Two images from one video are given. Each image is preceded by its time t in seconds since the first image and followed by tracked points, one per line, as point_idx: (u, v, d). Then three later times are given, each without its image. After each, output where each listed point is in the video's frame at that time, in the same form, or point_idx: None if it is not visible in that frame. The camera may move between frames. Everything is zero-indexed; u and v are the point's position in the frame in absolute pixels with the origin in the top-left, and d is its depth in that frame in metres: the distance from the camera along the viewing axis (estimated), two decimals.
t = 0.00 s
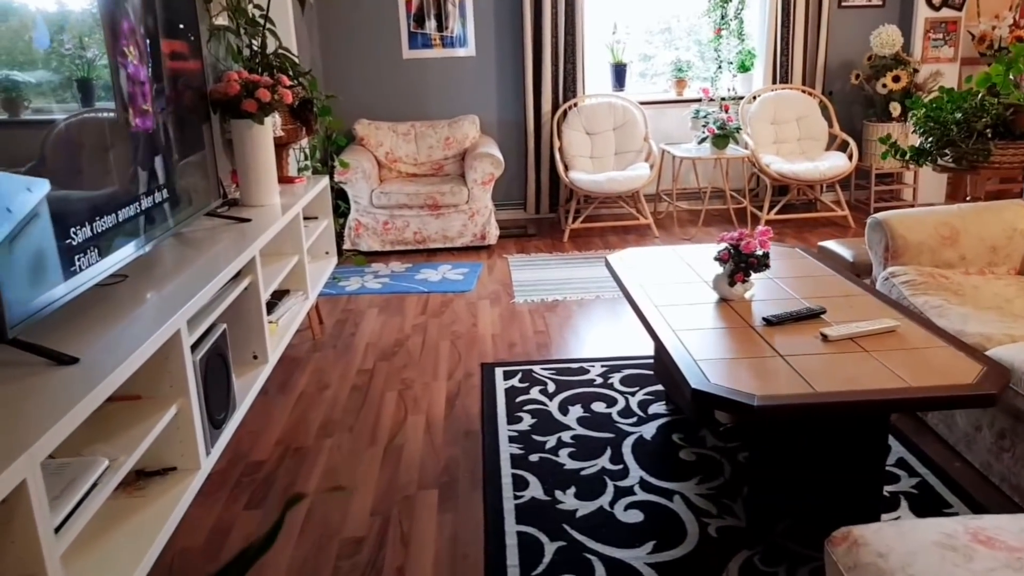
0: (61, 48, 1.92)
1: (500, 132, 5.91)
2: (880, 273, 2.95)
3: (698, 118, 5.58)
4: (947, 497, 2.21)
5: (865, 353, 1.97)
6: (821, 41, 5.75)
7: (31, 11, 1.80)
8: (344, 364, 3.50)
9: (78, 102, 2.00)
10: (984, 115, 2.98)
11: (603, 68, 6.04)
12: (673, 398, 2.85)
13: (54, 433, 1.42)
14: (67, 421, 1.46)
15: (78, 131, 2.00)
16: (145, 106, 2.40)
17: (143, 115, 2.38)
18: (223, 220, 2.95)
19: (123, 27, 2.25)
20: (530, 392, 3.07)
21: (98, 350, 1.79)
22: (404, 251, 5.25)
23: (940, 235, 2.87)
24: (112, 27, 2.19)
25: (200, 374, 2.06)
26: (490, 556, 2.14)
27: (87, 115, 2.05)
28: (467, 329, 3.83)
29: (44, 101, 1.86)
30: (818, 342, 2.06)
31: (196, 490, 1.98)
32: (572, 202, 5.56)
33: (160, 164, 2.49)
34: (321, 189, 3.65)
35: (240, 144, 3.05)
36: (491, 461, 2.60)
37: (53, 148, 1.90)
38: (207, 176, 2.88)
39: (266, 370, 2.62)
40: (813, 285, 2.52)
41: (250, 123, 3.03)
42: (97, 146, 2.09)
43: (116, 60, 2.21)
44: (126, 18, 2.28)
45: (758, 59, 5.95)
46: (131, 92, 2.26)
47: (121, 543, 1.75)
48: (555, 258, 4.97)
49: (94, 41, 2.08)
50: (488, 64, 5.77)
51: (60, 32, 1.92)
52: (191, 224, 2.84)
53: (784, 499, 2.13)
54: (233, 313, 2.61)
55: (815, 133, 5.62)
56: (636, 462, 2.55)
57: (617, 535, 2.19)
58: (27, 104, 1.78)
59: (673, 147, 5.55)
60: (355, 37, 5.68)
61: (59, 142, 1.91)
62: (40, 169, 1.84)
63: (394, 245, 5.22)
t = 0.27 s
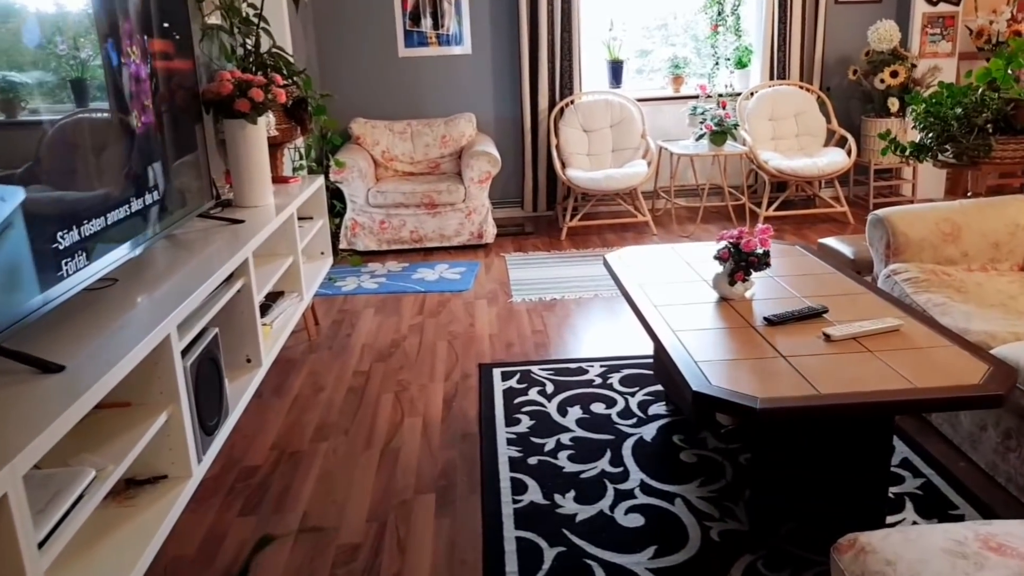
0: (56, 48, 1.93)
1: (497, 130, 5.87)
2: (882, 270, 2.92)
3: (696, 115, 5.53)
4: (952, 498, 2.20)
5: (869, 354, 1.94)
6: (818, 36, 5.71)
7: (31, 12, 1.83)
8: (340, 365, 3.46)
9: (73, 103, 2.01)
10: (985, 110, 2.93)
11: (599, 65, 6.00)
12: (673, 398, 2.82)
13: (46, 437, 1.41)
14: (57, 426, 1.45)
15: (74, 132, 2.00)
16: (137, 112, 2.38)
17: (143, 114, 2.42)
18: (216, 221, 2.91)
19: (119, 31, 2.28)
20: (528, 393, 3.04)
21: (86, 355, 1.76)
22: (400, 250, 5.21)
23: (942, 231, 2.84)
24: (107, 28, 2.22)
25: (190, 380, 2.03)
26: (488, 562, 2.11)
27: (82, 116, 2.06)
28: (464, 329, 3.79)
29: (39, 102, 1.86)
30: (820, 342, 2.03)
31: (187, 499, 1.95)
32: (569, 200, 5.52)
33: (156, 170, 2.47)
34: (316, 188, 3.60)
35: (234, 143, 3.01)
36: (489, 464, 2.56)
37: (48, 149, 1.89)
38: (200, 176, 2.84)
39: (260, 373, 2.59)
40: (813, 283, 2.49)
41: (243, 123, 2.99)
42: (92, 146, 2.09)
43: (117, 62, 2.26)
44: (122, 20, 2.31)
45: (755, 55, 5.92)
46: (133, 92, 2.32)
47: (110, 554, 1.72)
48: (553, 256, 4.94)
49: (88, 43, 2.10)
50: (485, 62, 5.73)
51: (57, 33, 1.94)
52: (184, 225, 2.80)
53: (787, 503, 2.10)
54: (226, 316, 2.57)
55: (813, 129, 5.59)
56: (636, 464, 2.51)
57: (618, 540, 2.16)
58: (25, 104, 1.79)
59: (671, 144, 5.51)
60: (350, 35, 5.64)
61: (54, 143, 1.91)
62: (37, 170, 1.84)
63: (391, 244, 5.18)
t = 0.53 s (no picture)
0: (50, 51, 1.94)
1: (493, 130, 5.84)
2: (881, 268, 2.88)
3: (692, 113, 5.51)
4: (953, 498, 2.17)
5: (868, 353, 1.91)
6: (816, 32, 5.68)
7: (29, 16, 1.85)
8: (335, 367, 3.42)
9: (66, 105, 2.01)
10: (984, 105, 2.90)
11: (595, 63, 5.97)
12: (670, 399, 2.79)
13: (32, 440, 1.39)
14: (42, 432, 1.43)
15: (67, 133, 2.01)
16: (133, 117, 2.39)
17: (144, 121, 2.46)
18: (208, 223, 2.87)
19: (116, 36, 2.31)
20: (524, 394, 3.01)
21: (73, 361, 1.72)
22: (396, 251, 5.18)
23: (941, 228, 2.81)
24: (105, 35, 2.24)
25: (180, 385, 2.00)
26: (483, 566, 2.07)
27: (74, 118, 2.06)
28: (460, 330, 3.76)
29: (35, 105, 1.87)
30: (819, 342, 2.00)
31: (177, 506, 1.92)
32: (566, 199, 5.49)
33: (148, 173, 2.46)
34: (310, 189, 3.57)
35: (225, 144, 2.97)
36: (484, 466, 2.53)
37: (41, 151, 1.90)
38: (192, 178, 2.80)
39: (252, 376, 2.55)
40: (812, 282, 2.46)
41: (234, 124, 2.95)
42: (84, 147, 2.10)
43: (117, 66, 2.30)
44: (121, 28, 2.36)
45: (752, 52, 5.88)
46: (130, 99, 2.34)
47: (98, 562, 1.69)
48: (550, 256, 4.90)
49: (82, 45, 2.11)
50: (480, 61, 5.69)
51: (53, 38, 1.96)
52: (175, 228, 2.77)
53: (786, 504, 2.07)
54: (216, 319, 2.54)
55: (811, 125, 5.56)
56: (633, 465, 2.48)
57: (614, 543, 2.13)
58: (22, 108, 1.81)
59: (667, 142, 5.48)
60: (344, 35, 5.60)
61: (48, 146, 1.92)
62: (32, 172, 1.85)
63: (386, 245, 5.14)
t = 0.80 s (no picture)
0: (54, 49, 1.93)
1: (493, 130, 5.79)
2: (884, 272, 2.84)
3: (694, 114, 5.46)
4: (958, 510, 2.14)
5: (870, 362, 1.86)
6: (819, 32, 5.63)
7: (35, 16, 1.84)
8: (331, 368, 3.38)
9: (69, 104, 1.99)
10: (991, 108, 2.86)
11: (596, 63, 5.92)
12: (668, 405, 2.74)
13: (13, 448, 1.31)
14: (25, 439, 1.34)
15: (70, 131, 2.00)
16: (130, 113, 2.36)
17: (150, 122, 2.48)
18: (204, 222, 2.80)
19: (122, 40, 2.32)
20: (521, 398, 2.96)
21: (60, 363, 1.63)
22: (394, 251, 5.13)
23: (946, 232, 2.76)
24: (110, 38, 2.24)
25: (172, 386, 1.93)
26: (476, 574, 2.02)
27: (76, 116, 2.04)
28: (457, 332, 3.71)
29: (39, 104, 1.87)
30: (820, 349, 1.95)
31: (169, 509, 1.83)
32: (565, 199, 5.45)
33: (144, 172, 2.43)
34: (308, 190, 3.51)
35: (219, 143, 2.93)
36: (479, 471, 2.48)
37: (43, 151, 1.89)
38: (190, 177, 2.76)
39: (246, 378, 2.50)
40: (813, 287, 2.41)
41: (230, 124, 2.91)
42: (86, 147, 2.09)
43: (127, 70, 2.32)
44: (128, 31, 2.37)
45: (754, 53, 5.83)
46: (139, 102, 2.36)
47: (85, 568, 1.60)
48: (549, 257, 4.86)
49: (84, 42, 2.10)
50: (480, 61, 5.65)
51: (58, 37, 1.95)
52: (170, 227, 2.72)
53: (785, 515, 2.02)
54: (207, 320, 2.49)
55: (814, 127, 5.51)
56: (630, 472, 2.44)
57: (609, 552, 2.08)
58: (25, 106, 1.79)
59: (668, 143, 5.43)
60: (344, 34, 5.55)
61: (51, 146, 1.90)
62: (34, 170, 1.83)
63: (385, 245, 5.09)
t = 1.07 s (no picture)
0: (84, 56, 1.98)
1: (517, 138, 5.75)
2: (915, 293, 2.76)
3: (720, 124, 5.38)
4: (992, 544, 2.06)
5: (900, 390, 1.79)
6: (850, 43, 5.54)
7: (69, 20, 1.91)
8: (348, 376, 3.34)
9: (98, 107, 2.05)
10: None
11: (623, 71, 5.87)
12: (690, 424, 2.68)
13: (15, 465, 1.26)
14: (25, 454, 1.29)
15: (99, 134, 2.05)
16: (147, 114, 2.34)
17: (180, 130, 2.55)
18: (224, 229, 2.78)
19: (152, 50, 2.38)
20: (539, 412, 2.91)
21: (69, 372, 1.59)
22: (415, 258, 5.11)
23: (980, 252, 2.70)
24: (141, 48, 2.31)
25: (184, 399, 1.90)
26: None
27: (104, 119, 2.09)
28: (476, 342, 3.67)
29: (69, 105, 1.92)
30: (848, 374, 1.88)
31: (178, 522, 1.80)
32: (588, 209, 5.39)
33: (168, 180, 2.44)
34: (328, 197, 3.49)
35: (240, 149, 2.91)
36: (494, 487, 2.43)
37: (72, 152, 1.93)
38: (208, 183, 2.74)
39: (261, 388, 2.47)
40: (841, 307, 2.34)
41: (252, 130, 2.89)
42: (118, 151, 2.16)
43: (157, 79, 2.39)
44: (160, 41, 2.44)
45: (783, 63, 5.75)
46: (169, 109, 2.43)
47: None
48: (571, 267, 4.81)
49: (116, 49, 2.16)
50: (505, 69, 5.62)
51: (89, 45, 2.01)
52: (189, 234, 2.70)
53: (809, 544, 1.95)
54: (223, 329, 2.46)
55: (844, 139, 5.41)
56: (649, 494, 2.38)
57: None
58: (58, 108, 1.85)
59: (694, 153, 5.36)
60: (369, 40, 5.54)
61: (77, 146, 1.94)
62: (64, 172, 1.88)
63: (406, 252, 5.06)
